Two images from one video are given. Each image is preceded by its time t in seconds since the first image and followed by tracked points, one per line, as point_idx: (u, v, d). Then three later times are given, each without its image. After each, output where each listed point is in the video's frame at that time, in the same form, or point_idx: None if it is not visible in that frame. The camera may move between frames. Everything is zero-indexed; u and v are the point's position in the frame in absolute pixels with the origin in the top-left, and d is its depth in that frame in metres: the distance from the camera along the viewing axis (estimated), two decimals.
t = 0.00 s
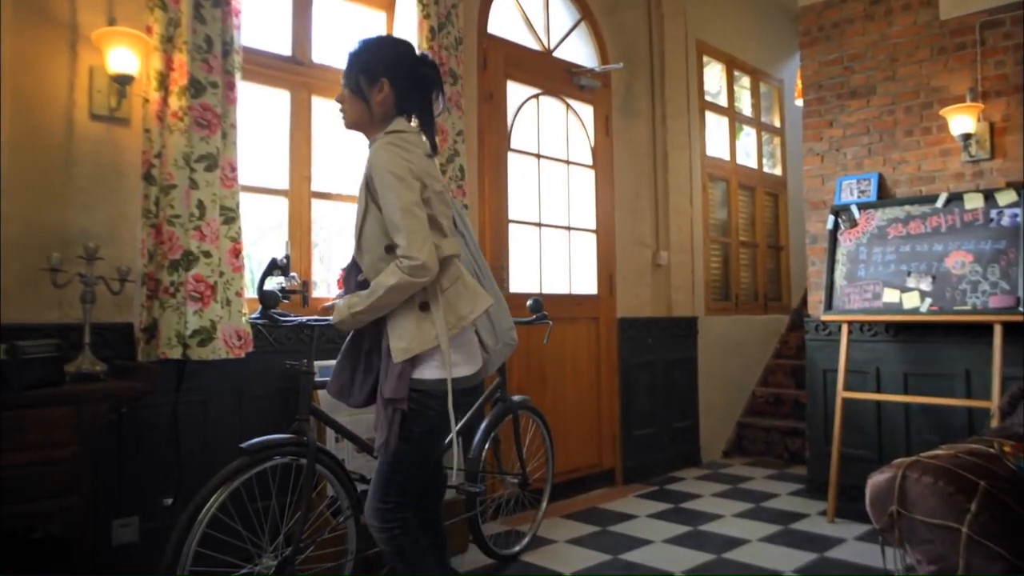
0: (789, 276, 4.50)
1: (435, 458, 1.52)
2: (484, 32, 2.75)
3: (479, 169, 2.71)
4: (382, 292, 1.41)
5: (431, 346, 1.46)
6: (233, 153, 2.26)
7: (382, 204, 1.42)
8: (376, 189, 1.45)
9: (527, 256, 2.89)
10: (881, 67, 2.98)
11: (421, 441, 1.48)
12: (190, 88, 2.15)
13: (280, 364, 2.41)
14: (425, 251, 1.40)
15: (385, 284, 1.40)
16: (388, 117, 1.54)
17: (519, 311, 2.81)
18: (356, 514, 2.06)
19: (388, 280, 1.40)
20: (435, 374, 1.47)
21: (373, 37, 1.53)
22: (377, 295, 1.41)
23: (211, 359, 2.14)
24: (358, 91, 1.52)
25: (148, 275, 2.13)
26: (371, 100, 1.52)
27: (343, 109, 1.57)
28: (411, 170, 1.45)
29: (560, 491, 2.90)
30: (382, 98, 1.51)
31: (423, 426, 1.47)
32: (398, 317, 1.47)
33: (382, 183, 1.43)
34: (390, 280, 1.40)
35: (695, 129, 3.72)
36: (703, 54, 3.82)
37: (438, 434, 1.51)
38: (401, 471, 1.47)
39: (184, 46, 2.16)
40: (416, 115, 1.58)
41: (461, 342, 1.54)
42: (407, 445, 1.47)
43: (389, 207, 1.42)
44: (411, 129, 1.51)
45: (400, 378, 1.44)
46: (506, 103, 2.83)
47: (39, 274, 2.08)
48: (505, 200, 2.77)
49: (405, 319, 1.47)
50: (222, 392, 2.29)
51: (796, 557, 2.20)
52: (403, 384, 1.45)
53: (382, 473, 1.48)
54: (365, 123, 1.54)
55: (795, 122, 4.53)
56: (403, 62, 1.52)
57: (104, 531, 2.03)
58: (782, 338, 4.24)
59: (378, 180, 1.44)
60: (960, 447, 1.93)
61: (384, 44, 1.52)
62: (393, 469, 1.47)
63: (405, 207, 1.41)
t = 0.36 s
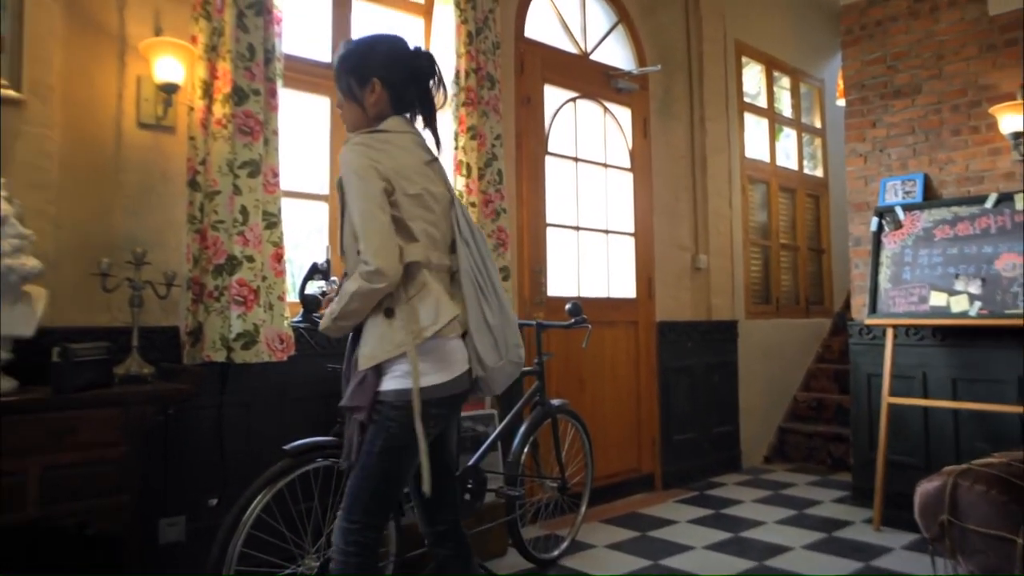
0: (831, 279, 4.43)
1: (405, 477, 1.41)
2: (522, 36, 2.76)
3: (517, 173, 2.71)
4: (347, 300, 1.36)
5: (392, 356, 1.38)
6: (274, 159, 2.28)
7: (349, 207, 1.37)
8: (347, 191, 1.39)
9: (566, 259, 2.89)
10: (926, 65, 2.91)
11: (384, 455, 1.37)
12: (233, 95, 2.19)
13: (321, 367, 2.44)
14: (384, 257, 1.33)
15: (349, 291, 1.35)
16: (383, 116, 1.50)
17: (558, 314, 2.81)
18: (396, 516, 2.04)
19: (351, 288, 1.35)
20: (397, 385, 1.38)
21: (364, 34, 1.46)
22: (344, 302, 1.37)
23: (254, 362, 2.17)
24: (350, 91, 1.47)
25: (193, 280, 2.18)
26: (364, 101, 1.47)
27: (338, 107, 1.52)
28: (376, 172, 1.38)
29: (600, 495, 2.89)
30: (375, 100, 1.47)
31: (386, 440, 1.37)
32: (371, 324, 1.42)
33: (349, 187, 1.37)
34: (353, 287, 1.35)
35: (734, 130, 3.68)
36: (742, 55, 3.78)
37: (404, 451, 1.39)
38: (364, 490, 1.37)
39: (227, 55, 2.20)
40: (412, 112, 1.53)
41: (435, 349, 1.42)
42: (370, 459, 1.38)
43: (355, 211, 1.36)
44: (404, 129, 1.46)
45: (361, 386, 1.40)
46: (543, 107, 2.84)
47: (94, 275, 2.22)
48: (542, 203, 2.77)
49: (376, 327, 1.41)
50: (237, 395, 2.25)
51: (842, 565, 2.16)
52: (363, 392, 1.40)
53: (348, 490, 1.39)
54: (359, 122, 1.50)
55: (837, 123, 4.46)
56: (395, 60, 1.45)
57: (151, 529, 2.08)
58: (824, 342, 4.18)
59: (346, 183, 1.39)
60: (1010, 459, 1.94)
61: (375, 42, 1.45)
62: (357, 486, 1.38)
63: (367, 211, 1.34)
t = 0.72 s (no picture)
0: (878, 282, 4.34)
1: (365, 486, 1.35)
2: (562, 40, 2.77)
3: (558, 176, 2.71)
4: (295, 293, 1.29)
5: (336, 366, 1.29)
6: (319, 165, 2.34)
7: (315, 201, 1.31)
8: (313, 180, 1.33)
9: (608, 262, 2.88)
10: (977, 62, 2.84)
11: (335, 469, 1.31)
12: (278, 102, 2.25)
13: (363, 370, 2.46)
14: (347, 262, 1.27)
15: (301, 285, 1.28)
16: (349, 102, 1.44)
17: (599, 318, 2.81)
18: (439, 519, 2.06)
19: (304, 283, 1.28)
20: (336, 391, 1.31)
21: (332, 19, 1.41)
22: (293, 295, 1.29)
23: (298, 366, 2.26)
24: (312, 77, 1.42)
25: (240, 284, 2.22)
26: (326, 86, 1.42)
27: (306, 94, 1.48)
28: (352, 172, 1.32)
29: (642, 500, 2.87)
30: (337, 85, 1.41)
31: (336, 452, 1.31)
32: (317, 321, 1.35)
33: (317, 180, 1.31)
34: (305, 283, 1.28)
35: (777, 131, 3.63)
36: (785, 55, 3.73)
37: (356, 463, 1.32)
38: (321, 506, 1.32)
39: (272, 63, 2.27)
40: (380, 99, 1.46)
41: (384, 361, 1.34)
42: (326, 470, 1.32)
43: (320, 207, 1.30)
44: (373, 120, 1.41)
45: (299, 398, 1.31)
46: (583, 110, 2.84)
47: (145, 279, 2.29)
48: (582, 206, 2.77)
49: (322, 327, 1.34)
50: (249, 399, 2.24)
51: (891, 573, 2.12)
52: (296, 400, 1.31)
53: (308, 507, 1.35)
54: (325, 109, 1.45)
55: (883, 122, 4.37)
56: (359, 43, 1.39)
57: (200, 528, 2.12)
58: (870, 346, 4.10)
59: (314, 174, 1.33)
60: None
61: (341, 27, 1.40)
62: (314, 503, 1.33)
63: (334, 209, 1.28)
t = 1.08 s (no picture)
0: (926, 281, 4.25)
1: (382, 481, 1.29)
2: (602, 40, 2.77)
3: (599, 177, 2.71)
4: (326, 293, 1.15)
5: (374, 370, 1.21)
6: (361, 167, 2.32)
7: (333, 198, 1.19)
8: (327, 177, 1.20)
9: (649, 262, 2.88)
10: None
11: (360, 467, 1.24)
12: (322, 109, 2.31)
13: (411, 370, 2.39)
14: (385, 259, 1.19)
15: (338, 286, 1.15)
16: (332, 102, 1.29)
17: (641, 318, 2.80)
18: (482, 518, 2.08)
19: (342, 283, 1.15)
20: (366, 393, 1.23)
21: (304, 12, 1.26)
22: (321, 297, 1.15)
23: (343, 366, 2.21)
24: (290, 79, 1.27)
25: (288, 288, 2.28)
26: (306, 88, 1.27)
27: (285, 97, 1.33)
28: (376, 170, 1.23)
29: (684, 502, 2.86)
30: (316, 87, 1.26)
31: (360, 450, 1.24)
32: (332, 326, 1.22)
33: (338, 177, 1.20)
34: (344, 283, 1.15)
35: (821, 128, 3.58)
36: (829, 51, 3.67)
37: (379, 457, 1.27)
38: (348, 507, 1.25)
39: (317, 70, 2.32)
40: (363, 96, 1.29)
41: (403, 362, 1.29)
42: (354, 474, 1.24)
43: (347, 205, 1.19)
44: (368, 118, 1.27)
45: (334, 403, 1.22)
46: (624, 112, 2.83)
47: (196, 280, 2.36)
48: (623, 206, 2.77)
49: (340, 331, 1.22)
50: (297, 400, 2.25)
51: None
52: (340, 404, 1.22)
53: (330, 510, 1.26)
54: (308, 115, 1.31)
55: (932, 118, 4.27)
56: (335, 38, 1.23)
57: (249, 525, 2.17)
58: (919, 347, 4.02)
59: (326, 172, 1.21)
60: None
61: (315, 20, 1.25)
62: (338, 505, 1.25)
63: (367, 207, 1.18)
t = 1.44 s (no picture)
0: (977, 283, 4.14)
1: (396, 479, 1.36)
2: (641, 44, 2.77)
3: (640, 181, 2.71)
4: (351, 296, 1.26)
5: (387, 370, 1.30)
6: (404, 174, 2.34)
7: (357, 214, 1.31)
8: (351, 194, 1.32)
9: (689, 266, 2.87)
10: None
11: (370, 463, 1.31)
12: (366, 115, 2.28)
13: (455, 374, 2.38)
14: (405, 270, 1.31)
15: (364, 291, 1.26)
16: (341, 127, 1.42)
17: (682, 322, 2.80)
18: (525, 520, 2.10)
19: (367, 288, 1.26)
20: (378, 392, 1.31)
21: (301, 45, 1.38)
22: (347, 300, 1.26)
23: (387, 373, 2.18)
24: (300, 110, 1.40)
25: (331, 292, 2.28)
26: (315, 116, 1.39)
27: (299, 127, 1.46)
28: (396, 190, 1.35)
29: (726, 506, 2.84)
30: (323, 113, 1.38)
31: (369, 447, 1.31)
32: (350, 328, 1.31)
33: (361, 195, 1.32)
34: (370, 289, 1.27)
35: (865, 129, 3.52)
36: (872, 50, 3.62)
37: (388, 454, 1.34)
38: (363, 503, 1.31)
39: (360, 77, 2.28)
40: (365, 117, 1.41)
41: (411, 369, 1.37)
42: (365, 472, 1.31)
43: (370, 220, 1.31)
44: (376, 140, 1.39)
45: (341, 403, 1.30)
46: (664, 116, 2.83)
47: (245, 285, 2.43)
48: (663, 210, 2.77)
49: (357, 335, 1.31)
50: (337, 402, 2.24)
51: None
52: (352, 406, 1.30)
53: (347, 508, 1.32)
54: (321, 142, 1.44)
55: (982, 117, 4.17)
56: (333, 65, 1.35)
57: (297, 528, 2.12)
58: (968, 350, 3.92)
59: (348, 190, 1.32)
60: None
61: (313, 50, 1.37)
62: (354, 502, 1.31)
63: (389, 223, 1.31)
